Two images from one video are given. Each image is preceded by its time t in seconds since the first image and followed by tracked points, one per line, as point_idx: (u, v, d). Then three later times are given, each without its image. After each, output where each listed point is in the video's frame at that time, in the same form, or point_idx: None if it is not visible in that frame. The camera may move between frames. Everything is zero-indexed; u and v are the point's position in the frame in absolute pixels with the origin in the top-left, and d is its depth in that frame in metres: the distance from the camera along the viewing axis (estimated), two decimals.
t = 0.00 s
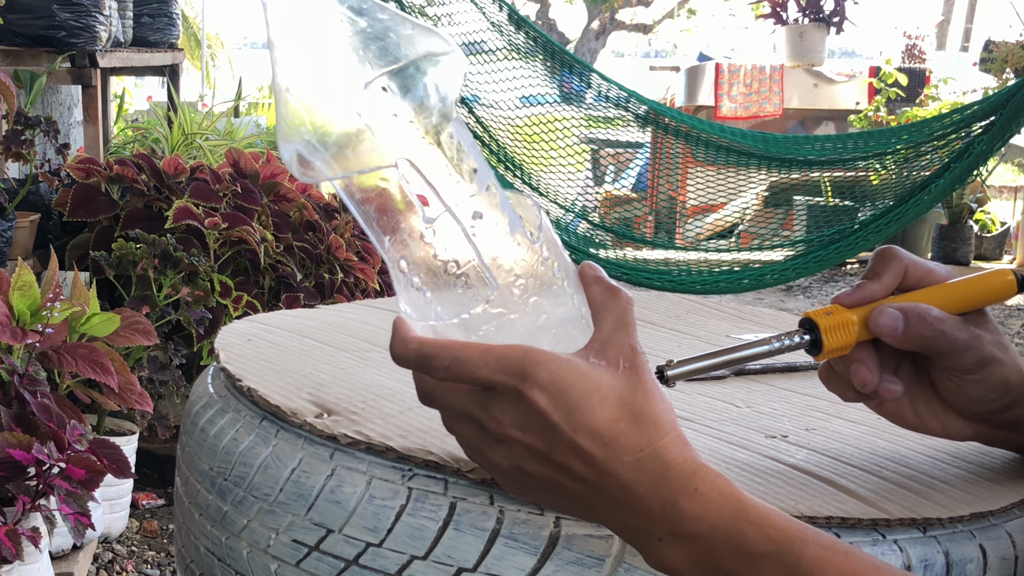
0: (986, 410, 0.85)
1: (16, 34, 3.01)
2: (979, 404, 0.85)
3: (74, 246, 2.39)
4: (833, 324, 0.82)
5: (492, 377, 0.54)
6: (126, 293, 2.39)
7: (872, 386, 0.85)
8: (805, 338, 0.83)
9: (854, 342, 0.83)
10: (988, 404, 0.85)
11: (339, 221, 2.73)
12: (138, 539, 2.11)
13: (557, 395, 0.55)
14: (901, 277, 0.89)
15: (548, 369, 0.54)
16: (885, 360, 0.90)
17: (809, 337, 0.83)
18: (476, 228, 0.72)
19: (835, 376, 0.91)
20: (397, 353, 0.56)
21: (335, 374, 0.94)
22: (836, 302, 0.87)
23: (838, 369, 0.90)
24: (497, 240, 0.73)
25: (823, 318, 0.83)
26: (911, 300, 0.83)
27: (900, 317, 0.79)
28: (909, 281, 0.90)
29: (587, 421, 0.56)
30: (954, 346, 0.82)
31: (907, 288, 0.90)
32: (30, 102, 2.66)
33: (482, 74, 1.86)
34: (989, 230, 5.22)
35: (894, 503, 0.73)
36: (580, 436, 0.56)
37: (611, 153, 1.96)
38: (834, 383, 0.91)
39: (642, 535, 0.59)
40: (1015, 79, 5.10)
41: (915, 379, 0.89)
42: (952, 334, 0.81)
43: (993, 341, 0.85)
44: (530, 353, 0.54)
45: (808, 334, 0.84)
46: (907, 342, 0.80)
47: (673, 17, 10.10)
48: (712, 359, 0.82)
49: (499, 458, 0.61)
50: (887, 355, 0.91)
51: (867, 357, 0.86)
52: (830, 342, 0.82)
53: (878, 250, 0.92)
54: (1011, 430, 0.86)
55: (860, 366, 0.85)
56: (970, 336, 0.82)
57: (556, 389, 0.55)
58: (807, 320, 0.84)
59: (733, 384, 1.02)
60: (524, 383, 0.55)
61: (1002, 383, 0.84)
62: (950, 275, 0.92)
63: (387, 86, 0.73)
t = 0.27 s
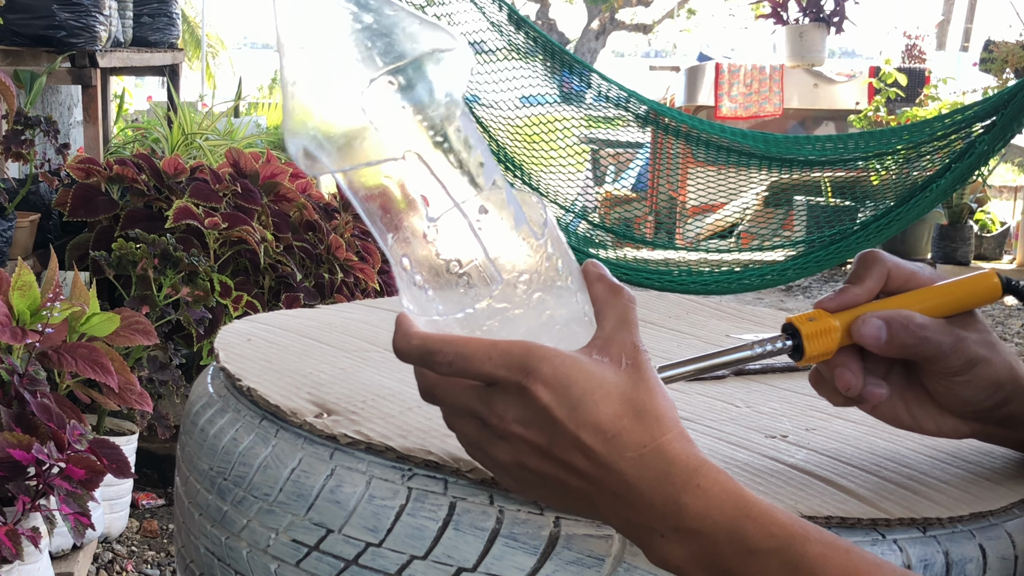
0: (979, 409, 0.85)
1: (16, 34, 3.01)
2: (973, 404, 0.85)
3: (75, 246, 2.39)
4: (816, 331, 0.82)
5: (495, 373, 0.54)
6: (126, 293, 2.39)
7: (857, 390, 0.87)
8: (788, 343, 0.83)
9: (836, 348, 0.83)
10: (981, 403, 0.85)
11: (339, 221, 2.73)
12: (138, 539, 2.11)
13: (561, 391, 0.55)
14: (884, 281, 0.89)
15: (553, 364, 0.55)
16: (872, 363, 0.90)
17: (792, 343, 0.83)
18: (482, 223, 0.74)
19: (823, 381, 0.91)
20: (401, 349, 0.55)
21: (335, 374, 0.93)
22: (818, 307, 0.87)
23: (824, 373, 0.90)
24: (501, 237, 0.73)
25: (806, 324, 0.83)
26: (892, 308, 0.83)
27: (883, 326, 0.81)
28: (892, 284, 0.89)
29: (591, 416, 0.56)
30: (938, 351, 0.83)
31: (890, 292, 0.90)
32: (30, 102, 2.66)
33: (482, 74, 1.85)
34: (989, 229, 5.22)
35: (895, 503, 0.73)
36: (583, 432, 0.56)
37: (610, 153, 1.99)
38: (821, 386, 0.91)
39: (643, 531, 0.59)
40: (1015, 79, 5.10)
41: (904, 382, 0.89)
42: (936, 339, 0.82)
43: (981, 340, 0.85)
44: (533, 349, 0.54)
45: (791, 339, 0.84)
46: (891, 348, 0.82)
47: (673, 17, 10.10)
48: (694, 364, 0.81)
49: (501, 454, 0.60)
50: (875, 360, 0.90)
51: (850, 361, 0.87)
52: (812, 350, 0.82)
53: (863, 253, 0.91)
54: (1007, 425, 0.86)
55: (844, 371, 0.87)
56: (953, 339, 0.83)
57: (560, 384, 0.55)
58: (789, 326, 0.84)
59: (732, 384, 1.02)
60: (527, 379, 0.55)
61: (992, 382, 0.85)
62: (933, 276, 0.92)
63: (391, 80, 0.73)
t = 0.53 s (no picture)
0: (994, 412, 0.84)
1: (16, 34, 3.01)
2: (989, 405, 0.84)
3: (74, 246, 2.39)
4: (857, 304, 0.81)
5: (488, 386, 0.54)
6: (126, 292, 2.39)
7: (888, 370, 0.85)
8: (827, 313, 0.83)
9: (876, 323, 0.82)
10: (997, 406, 0.84)
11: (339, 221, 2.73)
12: (138, 538, 2.11)
13: (556, 403, 0.55)
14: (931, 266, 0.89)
15: (545, 377, 0.54)
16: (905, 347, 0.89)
17: (832, 315, 0.83)
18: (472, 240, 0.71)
19: (851, 355, 0.91)
20: (390, 358, 0.55)
21: (335, 374, 0.93)
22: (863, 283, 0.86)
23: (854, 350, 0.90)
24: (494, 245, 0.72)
25: (848, 297, 0.82)
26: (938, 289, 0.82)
27: (927, 302, 0.78)
28: (938, 271, 0.90)
29: (587, 429, 0.56)
30: (978, 341, 0.81)
31: (936, 278, 0.90)
32: (30, 102, 2.66)
33: (482, 73, 1.86)
34: (989, 229, 5.22)
35: (895, 503, 0.73)
36: (582, 444, 0.56)
37: (611, 153, 1.97)
38: (848, 361, 0.91)
39: (644, 538, 0.59)
40: (1015, 79, 5.10)
41: (932, 371, 0.89)
42: (980, 329, 0.80)
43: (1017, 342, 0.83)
44: (526, 361, 0.54)
45: (830, 311, 0.83)
46: (930, 329, 0.79)
47: (673, 17, 10.10)
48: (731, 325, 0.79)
49: (497, 469, 0.60)
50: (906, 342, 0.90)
51: (887, 342, 0.86)
52: (852, 322, 0.82)
53: (911, 238, 0.91)
54: (1014, 438, 0.85)
55: (879, 351, 0.85)
56: (995, 332, 0.81)
57: (554, 396, 0.54)
58: (830, 298, 0.83)
59: (733, 384, 1.02)
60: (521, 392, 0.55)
61: (1017, 387, 0.83)
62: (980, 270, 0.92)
63: (382, 95, 0.73)
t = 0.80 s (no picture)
0: (988, 412, 0.84)
1: (16, 34, 3.00)
2: (981, 405, 0.84)
3: (74, 246, 2.39)
4: (844, 302, 0.82)
5: (504, 382, 0.55)
6: (126, 292, 2.39)
7: (878, 366, 0.87)
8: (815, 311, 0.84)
9: (863, 321, 0.83)
10: (991, 406, 0.84)
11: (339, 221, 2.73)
12: (138, 539, 2.11)
13: (573, 382, 0.56)
14: (926, 264, 0.89)
15: (559, 359, 0.55)
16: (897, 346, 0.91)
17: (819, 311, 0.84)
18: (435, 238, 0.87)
19: (845, 352, 0.92)
20: (397, 386, 0.56)
21: (336, 374, 0.94)
22: (855, 280, 0.87)
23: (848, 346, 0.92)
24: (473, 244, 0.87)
25: (837, 294, 0.83)
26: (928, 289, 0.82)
27: (914, 302, 0.78)
28: (933, 270, 0.90)
29: (608, 399, 0.57)
30: (966, 341, 0.81)
31: (931, 277, 0.91)
32: (30, 102, 2.66)
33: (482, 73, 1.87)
34: (989, 229, 5.22)
35: (894, 503, 0.73)
36: (604, 417, 0.57)
37: (610, 153, 1.99)
38: (843, 357, 0.93)
39: (674, 495, 0.61)
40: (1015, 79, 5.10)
41: (924, 372, 0.90)
42: (967, 331, 0.80)
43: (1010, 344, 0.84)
44: (536, 348, 0.55)
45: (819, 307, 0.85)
46: (918, 328, 0.79)
47: (673, 17, 10.09)
48: (713, 319, 0.83)
49: (526, 460, 0.61)
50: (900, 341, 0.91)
51: (877, 340, 0.87)
52: (839, 320, 0.82)
53: (908, 236, 0.92)
54: (1011, 439, 0.85)
55: (868, 347, 0.86)
56: (983, 334, 0.82)
57: (570, 375, 0.55)
58: (819, 294, 0.84)
59: (733, 384, 1.02)
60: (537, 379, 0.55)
61: (1009, 387, 0.83)
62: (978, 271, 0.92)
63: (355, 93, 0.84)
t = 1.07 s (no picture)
0: (980, 412, 0.85)
1: (16, 35, 3.00)
2: (973, 405, 0.85)
3: (74, 246, 2.39)
4: (833, 304, 0.82)
5: (521, 361, 0.55)
6: (126, 293, 2.39)
7: (867, 367, 0.86)
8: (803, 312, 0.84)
9: (850, 324, 0.83)
10: (983, 407, 0.85)
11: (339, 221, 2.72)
12: (138, 539, 2.11)
13: (589, 364, 0.55)
14: (915, 266, 0.89)
15: (576, 341, 0.55)
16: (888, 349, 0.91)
17: (807, 313, 0.85)
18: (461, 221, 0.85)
19: (836, 353, 0.92)
20: (413, 362, 0.55)
21: (335, 374, 0.94)
22: (844, 281, 0.87)
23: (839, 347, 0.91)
24: (487, 235, 0.84)
25: (825, 296, 0.83)
26: (915, 292, 0.82)
27: (902, 305, 0.78)
28: (922, 272, 0.90)
29: (622, 381, 0.57)
30: (954, 343, 0.82)
31: (920, 279, 0.90)
32: (30, 102, 2.66)
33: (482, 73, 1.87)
34: (989, 229, 5.22)
35: (894, 503, 0.73)
36: (619, 400, 0.57)
37: (611, 153, 1.98)
38: (836, 358, 0.92)
39: (686, 482, 0.60)
40: (1015, 79, 5.10)
41: (915, 372, 0.90)
42: (955, 333, 0.81)
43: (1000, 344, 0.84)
44: (553, 330, 0.55)
45: (807, 309, 0.85)
46: (906, 331, 0.80)
47: (673, 17, 10.09)
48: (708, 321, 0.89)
49: (539, 446, 0.60)
50: (890, 342, 0.91)
51: (866, 341, 0.86)
52: (826, 322, 0.82)
53: (896, 238, 0.91)
54: (1005, 437, 0.85)
55: (858, 349, 0.86)
56: (972, 336, 0.82)
57: (586, 356, 0.55)
58: (807, 296, 0.84)
59: (732, 384, 1.02)
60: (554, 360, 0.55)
61: (999, 388, 0.84)
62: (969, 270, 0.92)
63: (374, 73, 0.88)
